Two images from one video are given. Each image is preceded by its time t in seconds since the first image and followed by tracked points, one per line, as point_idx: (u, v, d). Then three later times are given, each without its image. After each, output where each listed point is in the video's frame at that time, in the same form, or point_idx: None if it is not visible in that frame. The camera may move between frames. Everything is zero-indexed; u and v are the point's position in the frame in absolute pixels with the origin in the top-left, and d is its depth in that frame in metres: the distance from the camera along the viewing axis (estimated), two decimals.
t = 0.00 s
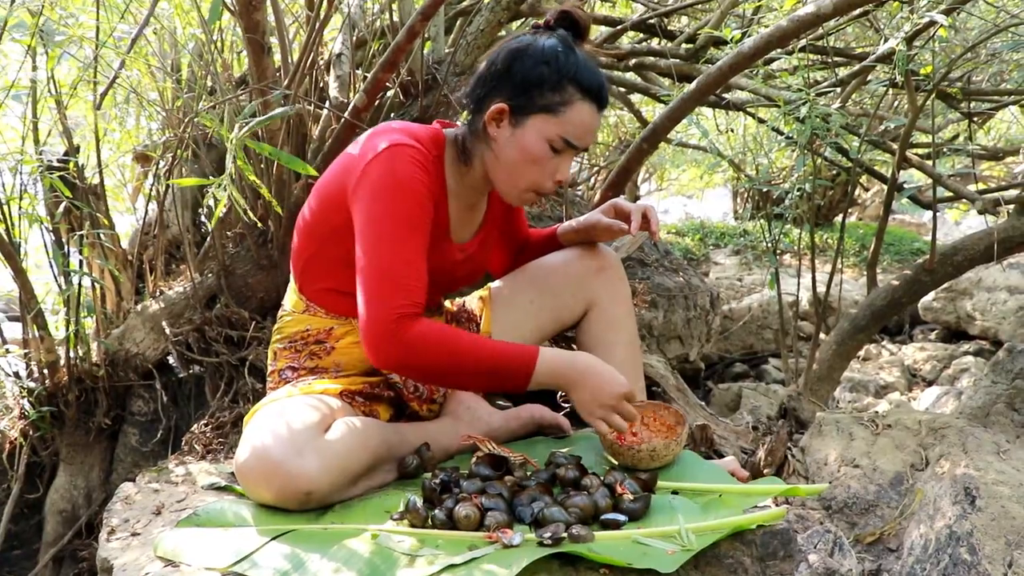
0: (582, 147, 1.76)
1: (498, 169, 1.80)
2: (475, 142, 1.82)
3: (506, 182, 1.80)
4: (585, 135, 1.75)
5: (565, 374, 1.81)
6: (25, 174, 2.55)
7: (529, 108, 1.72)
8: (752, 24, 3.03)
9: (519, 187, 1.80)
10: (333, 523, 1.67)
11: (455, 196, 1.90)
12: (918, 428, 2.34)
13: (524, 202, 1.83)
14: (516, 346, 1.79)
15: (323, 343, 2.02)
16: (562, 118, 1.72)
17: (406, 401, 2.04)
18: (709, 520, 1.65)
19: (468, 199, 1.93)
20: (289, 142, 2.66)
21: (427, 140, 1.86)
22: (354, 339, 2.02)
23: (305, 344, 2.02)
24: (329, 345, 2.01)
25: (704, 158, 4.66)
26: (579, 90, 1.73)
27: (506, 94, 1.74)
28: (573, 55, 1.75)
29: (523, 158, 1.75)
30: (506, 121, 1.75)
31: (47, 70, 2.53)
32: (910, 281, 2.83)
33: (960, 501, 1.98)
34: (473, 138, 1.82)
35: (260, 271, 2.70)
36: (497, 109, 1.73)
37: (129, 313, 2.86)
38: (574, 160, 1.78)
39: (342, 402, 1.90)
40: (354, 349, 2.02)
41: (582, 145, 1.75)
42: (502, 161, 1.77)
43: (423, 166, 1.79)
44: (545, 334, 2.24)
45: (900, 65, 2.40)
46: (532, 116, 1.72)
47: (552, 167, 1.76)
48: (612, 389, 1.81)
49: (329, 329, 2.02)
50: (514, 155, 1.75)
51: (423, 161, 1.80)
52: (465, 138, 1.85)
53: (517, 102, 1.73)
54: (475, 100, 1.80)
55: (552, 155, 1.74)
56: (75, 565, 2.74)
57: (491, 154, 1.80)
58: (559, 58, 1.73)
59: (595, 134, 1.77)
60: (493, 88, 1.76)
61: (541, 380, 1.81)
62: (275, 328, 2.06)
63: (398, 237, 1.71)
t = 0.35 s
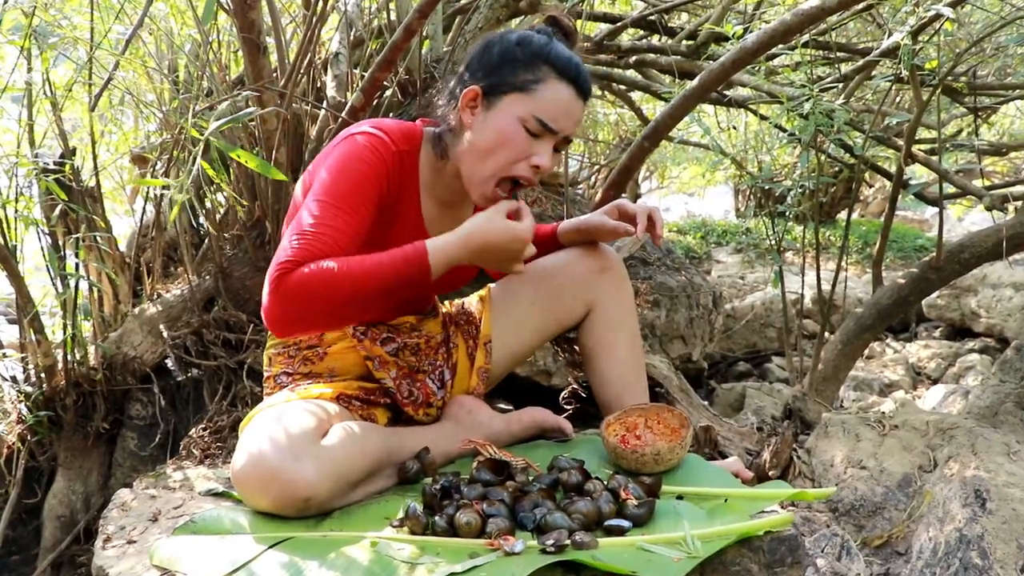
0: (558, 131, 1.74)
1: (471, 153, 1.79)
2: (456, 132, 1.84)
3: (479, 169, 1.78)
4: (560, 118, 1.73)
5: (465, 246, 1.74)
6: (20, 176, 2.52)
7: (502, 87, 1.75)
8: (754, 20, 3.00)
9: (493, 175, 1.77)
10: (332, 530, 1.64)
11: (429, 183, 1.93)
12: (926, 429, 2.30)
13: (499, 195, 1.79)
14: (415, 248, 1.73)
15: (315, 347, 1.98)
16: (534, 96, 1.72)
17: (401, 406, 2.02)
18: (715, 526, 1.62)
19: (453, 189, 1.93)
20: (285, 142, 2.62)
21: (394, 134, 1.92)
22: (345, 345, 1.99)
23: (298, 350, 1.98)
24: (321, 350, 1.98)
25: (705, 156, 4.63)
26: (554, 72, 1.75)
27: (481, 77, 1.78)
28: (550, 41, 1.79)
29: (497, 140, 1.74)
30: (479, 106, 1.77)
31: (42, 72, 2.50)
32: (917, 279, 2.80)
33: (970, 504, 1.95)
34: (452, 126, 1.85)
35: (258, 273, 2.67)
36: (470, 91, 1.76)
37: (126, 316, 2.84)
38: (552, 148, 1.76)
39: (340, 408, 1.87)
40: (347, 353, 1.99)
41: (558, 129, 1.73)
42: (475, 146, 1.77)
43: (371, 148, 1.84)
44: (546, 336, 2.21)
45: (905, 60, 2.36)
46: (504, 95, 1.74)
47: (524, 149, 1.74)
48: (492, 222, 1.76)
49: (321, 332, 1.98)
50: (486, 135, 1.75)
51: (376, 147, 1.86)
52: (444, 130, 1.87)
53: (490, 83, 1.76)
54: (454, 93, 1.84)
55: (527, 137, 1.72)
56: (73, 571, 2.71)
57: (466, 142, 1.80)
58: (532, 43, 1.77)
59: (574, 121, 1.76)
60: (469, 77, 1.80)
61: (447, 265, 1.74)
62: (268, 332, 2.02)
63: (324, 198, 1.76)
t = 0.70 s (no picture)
0: (503, 161, 1.72)
1: (424, 176, 1.80)
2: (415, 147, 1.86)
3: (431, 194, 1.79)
4: (506, 146, 1.71)
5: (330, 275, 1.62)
6: (18, 177, 2.50)
7: (450, 111, 1.74)
8: (758, 18, 2.97)
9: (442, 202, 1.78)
10: (329, 536, 1.63)
11: (392, 193, 1.94)
12: (933, 431, 2.28)
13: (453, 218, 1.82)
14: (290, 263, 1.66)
15: (312, 352, 1.98)
16: (479, 125, 1.71)
17: (399, 410, 1.99)
18: (718, 531, 1.59)
19: (416, 198, 1.93)
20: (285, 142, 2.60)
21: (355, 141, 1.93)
22: (341, 348, 1.98)
23: (294, 355, 1.98)
24: (318, 354, 1.98)
25: (709, 155, 4.60)
26: (502, 98, 1.72)
27: (435, 97, 1.77)
28: (505, 61, 1.76)
29: (441, 165, 1.75)
30: (430, 126, 1.78)
31: (40, 72, 2.49)
32: (922, 279, 2.77)
33: (978, 507, 1.92)
34: (410, 140, 1.85)
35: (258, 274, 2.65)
36: (419, 113, 1.77)
37: (125, 318, 2.82)
38: (501, 175, 1.75)
39: (335, 411, 1.85)
40: (344, 357, 1.98)
41: (503, 159, 1.72)
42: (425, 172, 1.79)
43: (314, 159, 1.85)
44: (547, 338, 2.20)
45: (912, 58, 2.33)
46: (450, 119, 1.74)
47: (471, 179, 1.73)
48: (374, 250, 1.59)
49: (316, 337, 1.98)
50: (434, 162, 1.76)
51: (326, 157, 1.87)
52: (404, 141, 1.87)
53: (439, 105, 1.76)
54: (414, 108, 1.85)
55: (471, 164, 1.73)
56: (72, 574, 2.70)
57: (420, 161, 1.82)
58: (484, 62, 1.75)
59: (523, 149, 1.73)
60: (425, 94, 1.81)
61: (311, 284, 1.63)
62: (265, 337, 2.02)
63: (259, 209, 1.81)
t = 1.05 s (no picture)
0: (451, 164, 1.61)
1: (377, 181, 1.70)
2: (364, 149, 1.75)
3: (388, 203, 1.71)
4: (449, 152, 1.59)
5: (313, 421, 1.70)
6: (20, 175, 2.49)
7: (389, 119, 1.62)
8: (764, 14, 2.95)
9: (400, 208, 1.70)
10: (331, 537, 1.61)
11: (351, 203, 1.82)
12: (941, 432, 2.25)
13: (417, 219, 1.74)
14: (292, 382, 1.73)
15: (304, 352, 1.96)
16: (418, 132, 1.59)
17: (396, 408, 1.97)
18: (726, 533, 1.57)
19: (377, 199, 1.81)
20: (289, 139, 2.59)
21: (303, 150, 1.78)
22: (334, 346, 1.97)
23: (288, 357, 1.96)
24: (311, 354, 1.96)
25: (716, 153, 4.58)
26: (438, 103, 1.57)
27: (372, 103, 1.64)
28: (443, 56, 1.60)
29: (389, 175, 1.65)
30: (372, 133, 1.67)
31: (41, 69, 2.47)
32: (930, 278, 2.74)
33: (987, 509, 1.90)
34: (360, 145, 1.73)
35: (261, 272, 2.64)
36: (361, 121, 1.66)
37: (128, 316, 2.82)
38: (454, 175, 1.64)
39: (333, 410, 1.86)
40: (337, 355, 1.97)
41: (451, 161, 1.60)
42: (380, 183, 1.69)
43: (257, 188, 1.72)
44: (550, 332, 2.18)
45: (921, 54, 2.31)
46: (390, 128, 1.62)
47: (423, 183, 1.63)
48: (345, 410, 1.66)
49: (308, 337, 1.98)
50: (382, 172, 1.66)
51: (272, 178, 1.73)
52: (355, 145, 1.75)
53: (377, 112, 1.64)
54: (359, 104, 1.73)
55: (418, 173, 1.62)
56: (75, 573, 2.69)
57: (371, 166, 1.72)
58: (418, 62, 1.60)
59: (470, 149, 1.60)
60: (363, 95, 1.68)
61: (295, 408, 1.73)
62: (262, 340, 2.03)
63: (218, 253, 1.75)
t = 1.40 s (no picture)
0: (417, 142, 1.58)
1: (350, 167, 1.69)
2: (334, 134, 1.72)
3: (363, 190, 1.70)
4: (414, 129, 1.56)
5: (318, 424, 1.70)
6: (17, 164, 2.47)
7: (350, 104, 1.59)
8: None
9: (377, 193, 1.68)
10: (332, 528, 1.60)
11: (332, 189, 1.80)
12: (948, 418, 2.22)
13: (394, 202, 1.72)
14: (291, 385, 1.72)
15: (301, 344, 1.95)
16: (380, 114, 1.56)
17: (395, 397, 1.97)
18: (733, 521, 1.55)
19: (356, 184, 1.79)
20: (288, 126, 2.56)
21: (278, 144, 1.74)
22: (330, 338, 1.95)
23: (285, 350, 1.95)
24: (308, 346, 1.95)
25: (720, 139, 4.54)
26: (393, 81, 1.55)
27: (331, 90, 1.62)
28: (393, 33, 1.57)
29: (359, 159, 1.63)
30: (337, 118, 1.65)
31: (37, 56, 2.44)
32: (937, 264, 2.71)
33: (994, 495, 1.88)
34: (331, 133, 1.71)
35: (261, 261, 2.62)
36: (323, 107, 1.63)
37: (127, 305, 2.80)
38: (424, 153, 1.61)
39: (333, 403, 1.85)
40: (334, 346, 1.95)
41: (417, 139, 1.58)
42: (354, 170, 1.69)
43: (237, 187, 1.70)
44: (553, 317, 2.16)
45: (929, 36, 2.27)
46: (352, 112, 1.59)
47: (394, 164, 1.61)
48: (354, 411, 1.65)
49: (303, 330, 1.96)
50: (353, 159, 1.64)
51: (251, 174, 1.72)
52: (323, 132, 1.72)
53: (338, 96, 1.61)
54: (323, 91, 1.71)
55: (386, 154, 1.60)
56: (76, 564, 2.69)
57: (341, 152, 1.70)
58: (368, 42, 1.57)
59: (435, 125, 1.57)
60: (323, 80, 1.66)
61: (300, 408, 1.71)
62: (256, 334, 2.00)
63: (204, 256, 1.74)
